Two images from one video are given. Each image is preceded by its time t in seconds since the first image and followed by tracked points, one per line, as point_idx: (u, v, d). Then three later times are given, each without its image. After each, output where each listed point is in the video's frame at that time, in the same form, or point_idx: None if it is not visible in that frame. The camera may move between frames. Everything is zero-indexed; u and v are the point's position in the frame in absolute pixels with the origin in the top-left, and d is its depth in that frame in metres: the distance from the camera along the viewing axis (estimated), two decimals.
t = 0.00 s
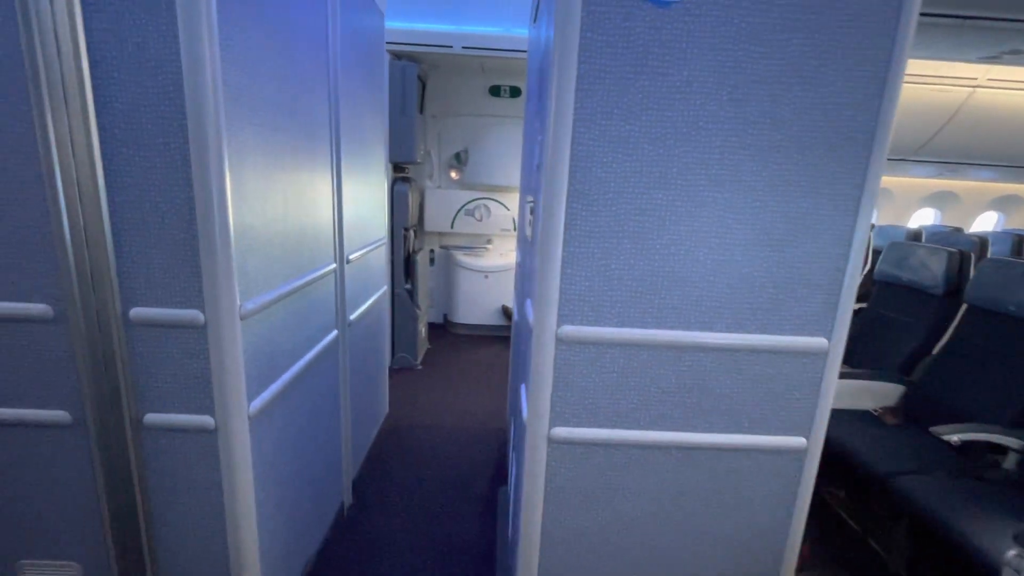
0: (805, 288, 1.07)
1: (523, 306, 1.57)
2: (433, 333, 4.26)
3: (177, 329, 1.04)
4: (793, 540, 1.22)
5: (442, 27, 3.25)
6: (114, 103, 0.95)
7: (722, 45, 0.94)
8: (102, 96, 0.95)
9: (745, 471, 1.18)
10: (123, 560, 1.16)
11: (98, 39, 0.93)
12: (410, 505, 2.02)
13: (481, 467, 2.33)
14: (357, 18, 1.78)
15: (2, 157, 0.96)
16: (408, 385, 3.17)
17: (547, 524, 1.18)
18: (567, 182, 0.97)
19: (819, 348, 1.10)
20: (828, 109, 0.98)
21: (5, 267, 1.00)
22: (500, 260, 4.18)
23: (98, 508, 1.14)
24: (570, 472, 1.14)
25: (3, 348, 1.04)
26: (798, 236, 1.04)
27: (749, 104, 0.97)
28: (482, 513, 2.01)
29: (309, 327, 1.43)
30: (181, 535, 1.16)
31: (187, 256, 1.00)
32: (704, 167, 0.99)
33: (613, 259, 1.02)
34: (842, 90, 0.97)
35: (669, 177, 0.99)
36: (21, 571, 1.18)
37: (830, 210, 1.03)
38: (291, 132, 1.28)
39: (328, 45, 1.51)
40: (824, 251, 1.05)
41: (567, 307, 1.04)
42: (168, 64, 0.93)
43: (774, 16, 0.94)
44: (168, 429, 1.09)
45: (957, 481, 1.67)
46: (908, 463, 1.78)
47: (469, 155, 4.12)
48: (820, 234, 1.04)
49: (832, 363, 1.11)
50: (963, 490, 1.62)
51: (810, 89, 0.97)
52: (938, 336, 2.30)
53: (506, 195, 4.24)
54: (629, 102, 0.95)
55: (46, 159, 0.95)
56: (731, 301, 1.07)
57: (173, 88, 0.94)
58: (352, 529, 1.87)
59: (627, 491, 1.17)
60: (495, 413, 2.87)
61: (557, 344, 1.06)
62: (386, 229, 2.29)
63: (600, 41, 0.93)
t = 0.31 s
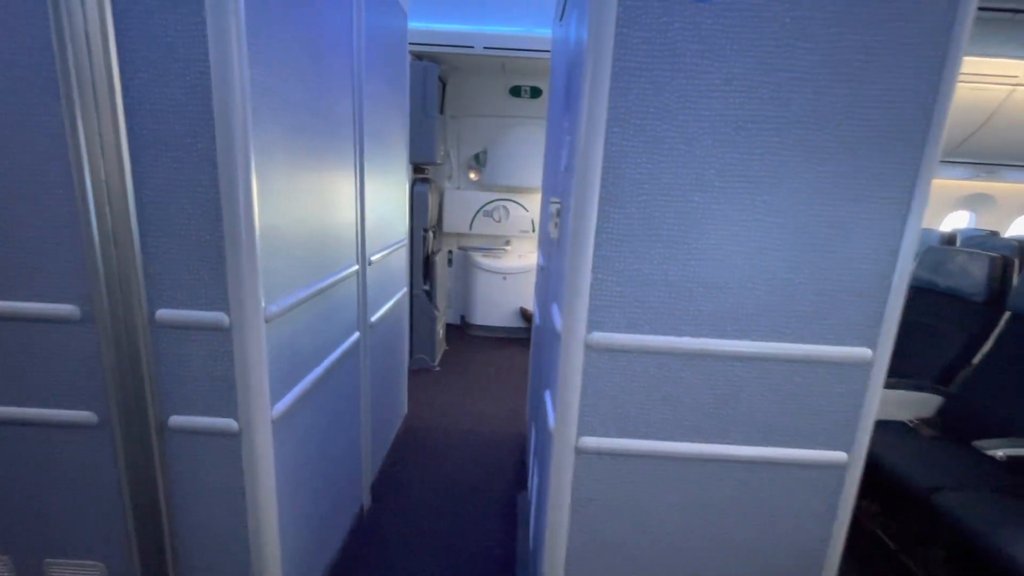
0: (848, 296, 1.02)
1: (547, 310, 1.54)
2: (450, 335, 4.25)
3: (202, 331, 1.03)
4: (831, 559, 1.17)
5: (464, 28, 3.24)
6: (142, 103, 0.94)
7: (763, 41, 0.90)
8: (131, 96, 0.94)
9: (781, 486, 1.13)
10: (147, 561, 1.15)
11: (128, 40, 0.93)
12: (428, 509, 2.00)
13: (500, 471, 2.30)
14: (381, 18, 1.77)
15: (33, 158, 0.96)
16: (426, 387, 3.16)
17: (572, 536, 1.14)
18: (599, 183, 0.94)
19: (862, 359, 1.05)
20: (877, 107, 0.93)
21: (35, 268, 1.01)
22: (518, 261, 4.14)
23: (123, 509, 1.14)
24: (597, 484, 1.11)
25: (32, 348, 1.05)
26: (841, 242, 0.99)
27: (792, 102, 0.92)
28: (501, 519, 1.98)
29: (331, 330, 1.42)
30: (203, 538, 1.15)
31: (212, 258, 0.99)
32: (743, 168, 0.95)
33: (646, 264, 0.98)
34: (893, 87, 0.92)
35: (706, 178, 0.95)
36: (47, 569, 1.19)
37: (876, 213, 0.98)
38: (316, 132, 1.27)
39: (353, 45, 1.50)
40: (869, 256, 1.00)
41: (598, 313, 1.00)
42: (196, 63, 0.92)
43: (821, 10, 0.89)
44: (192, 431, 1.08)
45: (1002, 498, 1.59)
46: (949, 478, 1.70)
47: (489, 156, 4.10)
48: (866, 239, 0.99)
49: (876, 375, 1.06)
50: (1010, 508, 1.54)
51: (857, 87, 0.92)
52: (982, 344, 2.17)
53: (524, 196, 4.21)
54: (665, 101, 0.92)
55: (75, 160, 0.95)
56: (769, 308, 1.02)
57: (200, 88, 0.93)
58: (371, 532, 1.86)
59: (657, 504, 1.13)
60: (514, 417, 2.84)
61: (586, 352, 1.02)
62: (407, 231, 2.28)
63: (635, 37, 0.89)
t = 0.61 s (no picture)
0: (901, 306, 0.96)
1: (575, 315, 1.50)
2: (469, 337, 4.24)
3: (232, 337, 1.02)
4: None
5: (486, 28, 3.22)
6: (176, 107, 0.94)
7: (815, 38, 0.85)
8: (165, 99, 0.94)
9: (825, 503, 1.07)
10: (176, 563, 1.15)
11: (162, 43, 0.92)
12: (451, 514, 1.98)
13: (522, 477, 2.27)
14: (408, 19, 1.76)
15: (70, 163, 0.97)
16: (446, 389, 3.14)
17: (605, 551, 1.10)
18: (639, 187, 0.90)
19: (915, 373, 0.99)
20: (938, 106, 0.87)
21: (70, 272, 1.01)
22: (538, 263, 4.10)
23: (153, 512, 1.14)
24: (632, 497, 1.07)
25: (66, 352, 1.06)
26: (895, 249, 0.93)
27: (845, 101, 0.87)
28: (524, 526, 1.95)
29: (357, 334, 1.40)
30: (231, 543, 1.14)
31: (243, 262, 0.98)
32: (791, 172, 0.90)
33: (686, 270, 0.94)
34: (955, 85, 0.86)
35: (751, 182, 0.91)
36: (78, 571, 1.20)
37: (934, 219, 0.92)
38: (344, 135, 1.25)
39: (380, 47, 1.49)
40: (925, 264, 0.94)
41: (635, 321, 0.97)
42: (230, 67, 0.92)
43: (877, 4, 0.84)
44: (221, 436, 1.08)
45: None
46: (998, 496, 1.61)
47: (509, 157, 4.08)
48: (922, 246, 0.93)
49: (930, 389, 1.00)
50: None
51: (916, 85, 0.86)
52: None
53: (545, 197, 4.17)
54: (709, 102, 0.88)
55: (110, 165, 0.95)
56: (816, 318, 0.97)
57: (233, 91, 0.92)
58: (394, 537, 1.84)
59: (693, 520, 1.09)
60: (535, 421, 2.80)
61: (622, 361, 0.98)
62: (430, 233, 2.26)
63: (679, 35, 0.85)
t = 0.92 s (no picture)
0: (972, 317, 0.89)
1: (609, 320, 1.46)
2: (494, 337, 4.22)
3: (267, 338, 1.02)
4: None
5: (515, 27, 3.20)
6: (215, 108, 0.94)
7: (881, 28, 0.79)
8: (205, 100, 0.94)
9: (881, 524, 1.01)
10: (211, 561, 1.16)
11: (203, 44, 0.92)
12: (478, 517, 1.96)
13: (549, 482, 2.23)
14: (440, 18, 1.74)
15: (112, 164, 0.98)
16: (471, 390, 3.13)
17: (642, 566, 1.06)
18: (686, 188, 0.86)
19: (985, 389, 0.92)
20: (1018, 101, 0.80)
21: (111, 271, 1.02)
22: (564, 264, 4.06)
23: (188, 510, 1.15)
24: (672, 511, 1.03)
25: (107, 351, 1.07)
26: (966, 254, 0.86)
27: (913, 96, 0.81)
28: (552, 532, 1.92)
29: (388, 335, 1.39)
30: (263, 544, 1.15)
31: (279, 263, 0.98)
32: (852, 172, 0.84)
33: (735, 276, 0.90)
34: None
35: (808, 182, 0.85)
36: (116, 565, 1.22)
37: (1012, 223, 0.84)
38: (378, 135, 1.24)
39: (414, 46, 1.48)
40: (1001, 271, 0.87)
41: (679, 329, 0.92)
42: (268, 66, 0.91)
43: None
44: (256, 436, 1.08)
45: None
46: None
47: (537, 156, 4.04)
48: (997, 252, 0.86)
49: (1001, 406, 0.92)
50: None
51: (994, 78, 0.79)
52: None
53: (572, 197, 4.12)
54: (763, 98, 0.83)
55: (150, 166, 0.96)
56: (876, 328, 0.90)
57: (271, 91, 0.92)
58: (421, 539, 1.83)
59: (736, 537, 1.03)
60: (561, 424, 2.76)
61: (664, 370, 0.94)
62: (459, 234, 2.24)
63: (732, 27, 0.80)
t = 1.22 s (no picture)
0: None
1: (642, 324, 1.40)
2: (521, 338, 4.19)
3: (293, 336, 1.01)
4: None
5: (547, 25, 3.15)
6: (245, 104, 0.93)
7: (955, 8, 0.72)
8: (235, 97, 0.94)
9: (942, 551, 0.92)
10: (237, 556, 1.17)
11: (234, 40, 0.92)
12: (503, 521, 1.93)
13: (576, 487, 2.18)
14: (472, 15, 1.72)
15: (146, 161, 0.99)
16: (498, 391, 3.10)
17: None
18: (731, 185, 0.80)
19: None
20: None
21: (145, 267, 1.04)
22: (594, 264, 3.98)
23: (215, 505, 1.16)
24: (708, 528, 0.97)
25: (141, 346, 1.09)
26: None
27: (991, 83, 0.73)
28: (578, 539, 1.87)
29: (414, 335, 1.37)
30: (288, 542, 1.14)
31: (306, 261, 0.97)
32: (918, 167, 0.77)
33: (783, 280, 0.83)
34: None
35: (866, 179, 0.78)
36: (147, 556, 1.24)
37: None
38: (407, 132, 1.22)
39: (445, 43, 1.46)
40: None
41: (720, 335, 0.87)
42: (297, 62, 0.90)
43: None
44: (282, 435, 1.07)
45: None
46: None
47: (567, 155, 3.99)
48: None
49: None
50: None
51: None
52: None
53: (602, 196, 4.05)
54: (818, 87, 0.76)
55: (182, 163, 0.96)
56: (941, 339, 0.82)
57: (300, 87, 0.90)
58: (445, 540, 1.82)
59: (778, 559, 0.97)
60: (588, 428, 2.70)
61: (703, 379, 0.88)
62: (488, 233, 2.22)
63: (785, 11, 0.74)
